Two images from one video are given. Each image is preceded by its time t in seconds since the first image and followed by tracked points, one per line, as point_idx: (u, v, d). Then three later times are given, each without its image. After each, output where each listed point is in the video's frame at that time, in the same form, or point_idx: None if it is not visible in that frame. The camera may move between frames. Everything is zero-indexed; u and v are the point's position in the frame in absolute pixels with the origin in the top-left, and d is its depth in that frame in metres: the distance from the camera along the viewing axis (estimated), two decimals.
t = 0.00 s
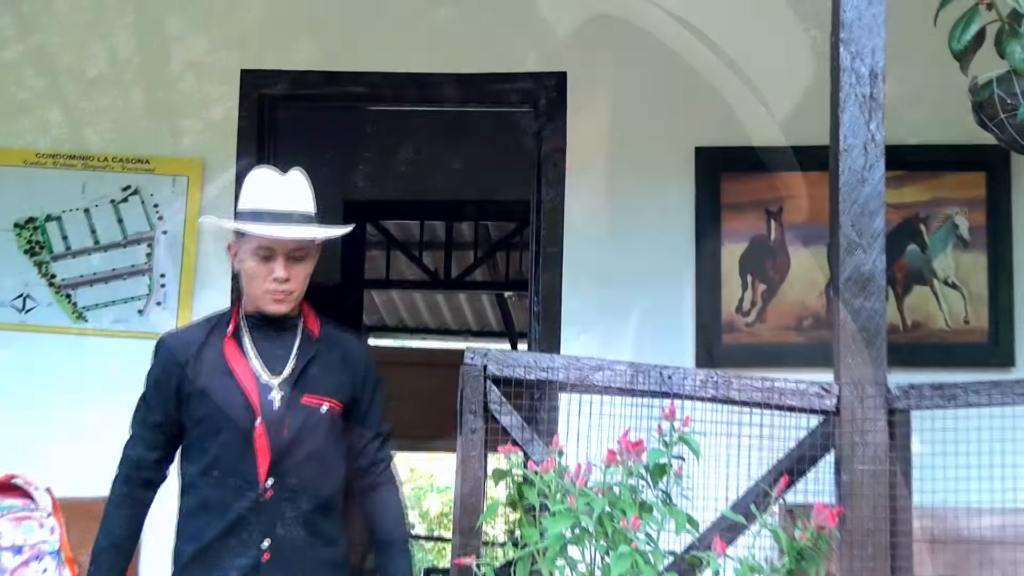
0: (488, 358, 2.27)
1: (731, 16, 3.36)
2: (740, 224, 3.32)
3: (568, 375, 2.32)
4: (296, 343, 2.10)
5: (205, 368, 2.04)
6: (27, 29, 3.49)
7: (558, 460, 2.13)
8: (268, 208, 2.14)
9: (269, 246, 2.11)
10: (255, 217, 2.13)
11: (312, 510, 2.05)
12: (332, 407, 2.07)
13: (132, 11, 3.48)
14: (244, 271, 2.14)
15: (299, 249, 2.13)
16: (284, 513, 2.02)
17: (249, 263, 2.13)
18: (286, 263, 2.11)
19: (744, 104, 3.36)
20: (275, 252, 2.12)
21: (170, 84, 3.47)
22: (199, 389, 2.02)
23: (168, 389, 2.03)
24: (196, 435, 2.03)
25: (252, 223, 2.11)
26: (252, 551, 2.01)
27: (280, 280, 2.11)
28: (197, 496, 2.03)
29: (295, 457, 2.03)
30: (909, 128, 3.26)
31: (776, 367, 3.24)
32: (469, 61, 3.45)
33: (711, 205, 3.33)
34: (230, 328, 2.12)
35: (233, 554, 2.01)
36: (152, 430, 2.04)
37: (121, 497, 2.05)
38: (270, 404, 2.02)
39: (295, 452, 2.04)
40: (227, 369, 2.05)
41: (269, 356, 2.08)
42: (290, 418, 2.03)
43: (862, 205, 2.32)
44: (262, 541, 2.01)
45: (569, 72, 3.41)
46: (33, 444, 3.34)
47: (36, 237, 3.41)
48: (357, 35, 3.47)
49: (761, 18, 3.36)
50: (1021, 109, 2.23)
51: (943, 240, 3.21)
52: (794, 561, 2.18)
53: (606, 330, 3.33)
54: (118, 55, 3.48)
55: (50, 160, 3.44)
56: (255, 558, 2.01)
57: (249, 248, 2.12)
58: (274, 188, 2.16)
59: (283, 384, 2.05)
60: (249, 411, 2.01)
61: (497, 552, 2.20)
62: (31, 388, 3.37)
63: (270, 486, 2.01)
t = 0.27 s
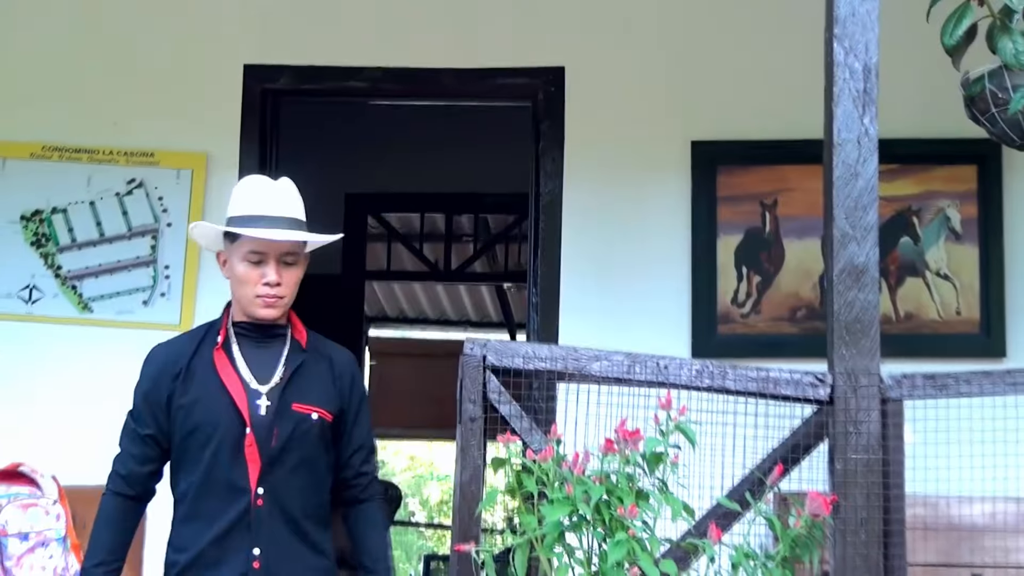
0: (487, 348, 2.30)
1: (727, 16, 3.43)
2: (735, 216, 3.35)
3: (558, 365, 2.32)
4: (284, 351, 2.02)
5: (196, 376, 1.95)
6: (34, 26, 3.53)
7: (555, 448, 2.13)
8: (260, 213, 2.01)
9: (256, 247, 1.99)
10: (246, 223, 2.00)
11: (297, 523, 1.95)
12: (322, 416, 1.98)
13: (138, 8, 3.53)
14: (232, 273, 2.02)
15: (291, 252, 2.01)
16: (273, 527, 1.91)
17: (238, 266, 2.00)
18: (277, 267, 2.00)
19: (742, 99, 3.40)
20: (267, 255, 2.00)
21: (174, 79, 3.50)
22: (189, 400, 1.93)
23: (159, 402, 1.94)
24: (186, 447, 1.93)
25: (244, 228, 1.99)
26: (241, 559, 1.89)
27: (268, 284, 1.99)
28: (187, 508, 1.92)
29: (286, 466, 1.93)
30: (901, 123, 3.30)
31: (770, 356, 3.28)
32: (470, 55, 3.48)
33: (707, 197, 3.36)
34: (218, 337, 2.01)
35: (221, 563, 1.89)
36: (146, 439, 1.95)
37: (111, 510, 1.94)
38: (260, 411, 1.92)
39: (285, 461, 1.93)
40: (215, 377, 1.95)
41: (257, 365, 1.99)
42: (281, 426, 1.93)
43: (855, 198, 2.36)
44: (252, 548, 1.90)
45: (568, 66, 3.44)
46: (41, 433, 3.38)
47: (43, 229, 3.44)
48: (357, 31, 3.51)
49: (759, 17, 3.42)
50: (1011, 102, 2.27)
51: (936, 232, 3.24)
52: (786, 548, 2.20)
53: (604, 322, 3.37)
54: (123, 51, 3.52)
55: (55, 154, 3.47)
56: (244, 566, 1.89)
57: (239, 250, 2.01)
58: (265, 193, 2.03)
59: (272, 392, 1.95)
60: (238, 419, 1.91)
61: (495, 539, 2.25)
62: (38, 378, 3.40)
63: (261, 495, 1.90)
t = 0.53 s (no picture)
0: (485, 335, 2.33)
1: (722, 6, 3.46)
2: (729, 205, 3.39)
3: (555, 352, 2.35)
4: (279, 342, 1.98)
5: (191, 368, 1.92)
6: (36, 18, 3.56)
7: (552, 435, 2.17)
8: (251, 203, 1.98)
9: (247, 239, 1.95)
10: (237, 214, 1.97)
11: (290, 514, 1.91)
12: (318, 404, 1.95)
13: None
14: (225, 264, 1.99)
15: (284, 241, 1.98)
16: (268, 517, 1.88)
17: (230, 257, 1.97)
18: (270, 256, 1.96)
19: (737, 93, 3.43)
20: (259, 245, 1.96)
21: (175, 71, 3.53)
22: (186, 392, 1.89)
23: (157, 394, 1.91)
24: (183, 440, 1.90)
25: (236, 219, 1.96)
26: (236, 548, 1.87)
27: (260, 276, 1.95)
28: (183, 499, 1.89)
29: (281, 456, 1.90)
30: (893, 114, 3.34)
31: (764, 343, 3.32)
32: (468, 46, 3.51)
33: (702, 187, 3.39)
34: (213, 329, 1.97)
35: (217, 550, 1.87)
36: (144, 431, 1.91)
37: (108, 502, 1.91)
38: (256, 401, 1.89)
39: (280, 450, 1.90)
40: (211, 367, 1.92)
41: (253, 355, 1.95)
42: (277, 415, 1.90)
43: (848, 187, 2.40)
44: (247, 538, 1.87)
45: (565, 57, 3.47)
46: (45, 419, 3.42)
47: (47, 219, 3.47)
48: (357, 22, 3.53)
49: (757, 13, 3.45)
50: (1001, 94, 2.30)
51: (926, 221, 3.28)
52: (780, 531, 2.25)
53: (601, 309, 3.41)
54: (125, 42, 3.54)
55: (59, 144, 3.50)
56: (239, 555, 1.86)
57: (231, 242, 1.97)
58: (255, 184, 2.00)
59: (267, 382, 1.92)
60: (234, 409, 1.88)
61: (494, 524, 2.29)
62: (41, 366, 3.44)
63: (257, 485, 1.88)
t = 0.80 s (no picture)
0: (483, 315, 2.38)
1: None
2: (724, 188, 3.43)
3: (552, 332, 2.41)
4: (280, 313, 1.98)
5: (192, 339, 1.93)
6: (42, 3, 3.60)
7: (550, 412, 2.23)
8: (250, 177, 1.98)
9: (246, 212, 1.96)
10: (235, 187, 1.97)
11: (288, 485, 1.92)
12: (319, 375, 1.96)
13: None
14: (224, 238, 1.99)
15: (282, 214, 1.98)
16: (267, 487, 1.90)
17: (230, 231, 1.97)
18: (269, 230, 1.96)
19: (733, 78, 3.47)
20: (258, 218, 1.97)
21: (178, 55, 3.57)
22: (186, 363, 1.91)
23: (157, 365, 1.92)
24: (183, 410, 1.91)
25: (234, 193, 1.96)
26: (234, 515, 1.88)
27: (260, 249, 1.95)
28: (183, 468, 1.90)
29: (281, 427, 1.92)
30: (886, 98, 3.38)
31: (759, 324, 3.36)
32: (467, 31, 3.55)
33: (697, 170, 3.44)
34: (214, 301, 1.98)
35: (216, 518, 1.89)
36: (145, 400, 1.92)
37: (108, 469, 1.90)
38: (257, 372, 1.91)
39: (281, 420, 1.92)
40: (212, 338, 1.93)
41: (253, 327, 1.96)
42: (278, 386, 1.92)
43: (839, 170, 2.45)
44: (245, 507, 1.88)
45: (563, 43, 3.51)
46: (51, 398, 3.47)
47: (53, 201, 3.51)
48: (357, 7, 3.57)
49: (757, 14, 3.49)
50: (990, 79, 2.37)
51: (918, 204, 3.33)
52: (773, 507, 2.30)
53: (598, 291, 3.45)
54: (129, 27, 3.58)
55: (64, 128, 3.54)
56: (237, 523, 1.88)
57: (230, 216, 1.97)
58: (254, 156, 1.99)
59: (269, 352, 1.93)
60: (235, 379, 1.90)
61: (492, 500, 2.33)
62: (48, 346, 3.48)
63: (256, 454, 1.90)
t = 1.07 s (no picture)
0: (481, 294, 2.44)
1: None
2: (717, 167, 3.47)
3: (548, 310, 2.47)
4: (280, 288, 1.99)
5: (191, 310, 1.93)
6: None
7: (546, 388, 2.28)
8: (254, 148, 1.99)
9: (248, 183, 1.96)
10: (237, 158, 1.97)
11: (286, 457, 1.92)
12: (318, 348, 1.96)
13: None
14: (226, 210, 1.99)
15: (284, 184, 1.98)
16: (267, 459, 1.91)
17: (231, 202, 1.97)
18: (270, 201, 1.96)
19: (728, 59, 3.51)
20: (260, 189, 1.97)
21: (179, 36, 3.60)
22: (186, 334, 1.91)
23: (157, 335, 1.91)
24: (182, 381, 1.91)
25: (238, 163, 1.96)
26: (234, 488, 1.89)
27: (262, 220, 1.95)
28: (182, 439, 1.90)
29: (280, 399, 1.92)
30: (878, 79, 3.42)
31: (752, 301, 3.40)
32: (465, 13, 3.57)
33: (691, 151, 3.47)
34: (213, 273, 1.98)
35: (215, 490, 1.89)
36: (145, 369, 1.91)
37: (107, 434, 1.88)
38: (257, 345, 1.91)
39: (280, 393, 1.92)
40: (211, 310, 1.93)
41: (254, 300, 1.97)
42: (278, 359, 1.92)
43: (831, 150, 2.50)
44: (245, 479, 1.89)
45: (561, 23, 3.54)
46: (55, 376, 3.51)
47: (56, 181, 3.54)
48: None
49: None
50: (980, 61, 2.41)
51: (908, 182, 3.36)
52: (765, 481, 2.33)
53: (594, 268, 3.48)
54: (131, 7, 3.61)
55: (67, 108, 3.57)
56: (237, 495, 1.88)
57: (232, 186, 1.98)
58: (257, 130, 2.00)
59: (268, 325, 1.93)
60: (235, 351, 1.90)
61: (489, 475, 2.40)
62: (52, 324, 3.52)
63: (254, 427, 1.90)
